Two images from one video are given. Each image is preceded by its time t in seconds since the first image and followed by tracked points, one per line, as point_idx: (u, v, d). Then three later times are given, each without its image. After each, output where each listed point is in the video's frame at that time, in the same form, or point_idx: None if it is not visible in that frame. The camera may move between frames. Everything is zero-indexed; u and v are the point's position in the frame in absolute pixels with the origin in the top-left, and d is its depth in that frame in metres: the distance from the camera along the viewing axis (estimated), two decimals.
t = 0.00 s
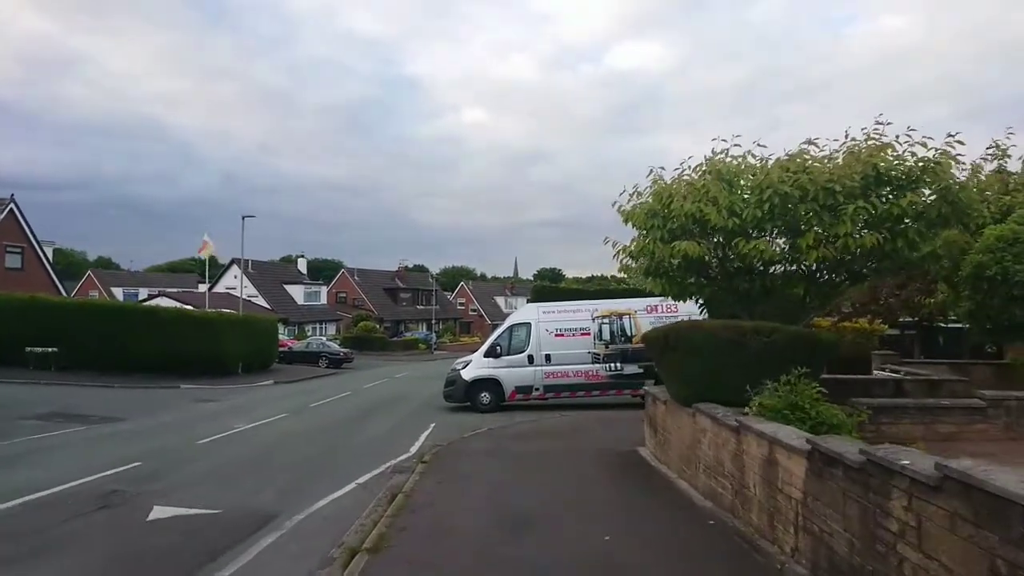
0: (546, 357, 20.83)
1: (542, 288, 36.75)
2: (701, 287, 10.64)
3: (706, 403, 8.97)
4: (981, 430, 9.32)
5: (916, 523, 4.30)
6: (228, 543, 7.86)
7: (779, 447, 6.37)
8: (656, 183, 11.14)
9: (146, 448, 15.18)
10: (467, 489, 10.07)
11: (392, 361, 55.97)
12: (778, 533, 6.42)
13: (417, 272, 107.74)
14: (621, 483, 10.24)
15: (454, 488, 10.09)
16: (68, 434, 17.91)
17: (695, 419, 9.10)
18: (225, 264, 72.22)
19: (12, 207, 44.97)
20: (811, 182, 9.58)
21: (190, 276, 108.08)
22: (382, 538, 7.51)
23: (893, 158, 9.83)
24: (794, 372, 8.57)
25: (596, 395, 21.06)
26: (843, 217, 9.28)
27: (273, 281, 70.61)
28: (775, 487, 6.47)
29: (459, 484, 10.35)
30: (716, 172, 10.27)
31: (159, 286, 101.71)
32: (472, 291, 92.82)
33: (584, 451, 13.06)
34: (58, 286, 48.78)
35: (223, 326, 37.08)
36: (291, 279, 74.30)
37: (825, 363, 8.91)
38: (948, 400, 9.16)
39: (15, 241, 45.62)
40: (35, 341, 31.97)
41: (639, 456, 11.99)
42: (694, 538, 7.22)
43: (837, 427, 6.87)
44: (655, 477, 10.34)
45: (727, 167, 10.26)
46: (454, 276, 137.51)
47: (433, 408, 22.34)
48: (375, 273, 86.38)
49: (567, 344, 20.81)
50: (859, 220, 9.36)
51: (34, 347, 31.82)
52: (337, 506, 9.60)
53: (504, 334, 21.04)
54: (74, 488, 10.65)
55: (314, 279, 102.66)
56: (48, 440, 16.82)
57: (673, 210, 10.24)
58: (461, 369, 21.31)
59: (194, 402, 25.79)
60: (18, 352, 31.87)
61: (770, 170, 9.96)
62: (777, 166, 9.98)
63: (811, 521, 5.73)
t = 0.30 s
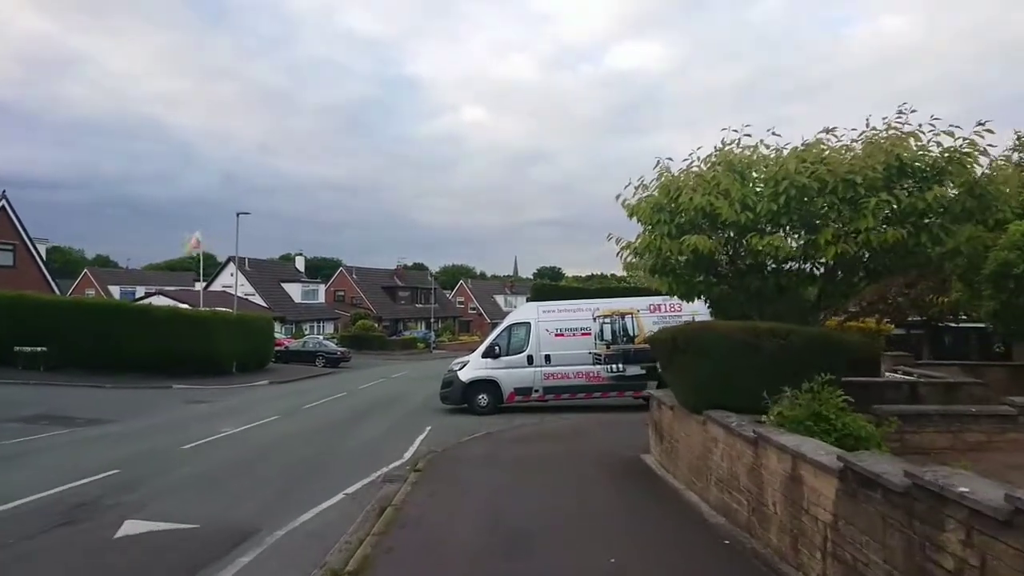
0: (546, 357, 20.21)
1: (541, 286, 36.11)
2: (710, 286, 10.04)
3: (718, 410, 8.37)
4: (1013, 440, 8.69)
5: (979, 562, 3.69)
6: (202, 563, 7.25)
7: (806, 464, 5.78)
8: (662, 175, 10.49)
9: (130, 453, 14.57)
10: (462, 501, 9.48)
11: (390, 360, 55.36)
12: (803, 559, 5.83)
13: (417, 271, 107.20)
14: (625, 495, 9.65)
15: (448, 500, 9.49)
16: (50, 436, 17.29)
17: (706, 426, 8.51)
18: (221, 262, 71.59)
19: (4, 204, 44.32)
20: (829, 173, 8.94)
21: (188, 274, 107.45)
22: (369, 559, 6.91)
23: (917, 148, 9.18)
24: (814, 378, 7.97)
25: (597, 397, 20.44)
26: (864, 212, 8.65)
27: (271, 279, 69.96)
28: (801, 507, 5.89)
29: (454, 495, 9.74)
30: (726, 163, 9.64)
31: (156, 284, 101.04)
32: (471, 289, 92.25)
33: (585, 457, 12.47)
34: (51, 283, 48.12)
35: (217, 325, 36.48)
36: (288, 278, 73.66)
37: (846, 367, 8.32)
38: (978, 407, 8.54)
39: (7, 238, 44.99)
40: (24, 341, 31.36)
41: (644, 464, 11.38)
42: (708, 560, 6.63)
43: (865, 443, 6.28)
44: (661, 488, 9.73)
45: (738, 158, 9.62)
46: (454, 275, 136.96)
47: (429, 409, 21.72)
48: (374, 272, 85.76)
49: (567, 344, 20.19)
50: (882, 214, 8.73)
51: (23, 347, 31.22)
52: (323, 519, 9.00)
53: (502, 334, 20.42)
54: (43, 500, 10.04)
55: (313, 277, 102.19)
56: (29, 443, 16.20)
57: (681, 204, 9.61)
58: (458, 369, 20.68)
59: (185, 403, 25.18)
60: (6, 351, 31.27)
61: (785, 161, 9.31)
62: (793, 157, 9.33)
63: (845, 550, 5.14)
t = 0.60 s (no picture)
0: (546, 358, 19.62)
1: (541, 287, 35.52)
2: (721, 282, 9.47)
3: (731, 414, 7.79)
4: None
5: None
6: None
7: (838, 474, 5.20)
8: (669, 165, 9.89)
9: (113, 458, 13.96)
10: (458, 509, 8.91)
11: (387, 361, 54.71)
12: None
13: (415, 272, 106.63)
14: (632, 504, 9.06)
15: (443, 509, 8.89)
16: (32, 440, 16.66)
17: (718, 431, 7.93)
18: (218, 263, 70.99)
19: None
20: (850, 161, 8.36)
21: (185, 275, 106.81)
22: None
23: (943, 134, 8.61)
24: (837, 381, 7.40)
25: (599, 399, 19.85)
26: (888, 201, 8.07)
27: (268, 280, 69.37)
28: (832, 523, 5.31)
29: (449, 504, 9.15)
30: (739, 151, 9.06)
31: (153, 285, 100.34)
32: (470, 290, 91.69)
33: (588, 462, 11.87)
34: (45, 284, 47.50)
35: (212, 325, 35.86)
36: (285, 279, 73.03)
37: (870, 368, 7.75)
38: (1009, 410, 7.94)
39: None
40: (13, 343, 30.61)
41: (650, 471, 10.78)
42: None
43: (900, 452, 5.71)
44: (669, 497, 9.14)
45: (751, 145, 9.04)
46: (453, 276, 136.38)
47: (425, 412, 21.11)
48: (372, 272, 85.20)
49: (567, 345, 19.60)
50: (907, 203, 8.15)
51: (11, 348, 30.48)
52: (309, 529, 8.40)
53: (501, 334, 19.85)
54: (12, 510, 9.41)
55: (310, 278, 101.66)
56: (9, 447, 15.58)
57: (691, 194, 9.03)
58: (455, 371, 20.08)
59: (176, 405, 24.56)
60: None
61: (802, 148, 8.72)
62: (810, 144, 8.75)
63: (886, 572, 4.56)
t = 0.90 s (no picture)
0: (544, 359, 19.06)
1: (539, 286, 34.95)
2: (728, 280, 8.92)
3: (740, 422, 7.27)
4: None
5: None
6: None
7: (868, 494, 4.68)
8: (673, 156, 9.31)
9: (92, 464, 13.38)
10: (449, 523, 8.35)
11: (384, 362, 54.16)
12: None
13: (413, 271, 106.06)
14: (634, 517, 8.51)
15: (434, 523, 8.34)
16: (11, 445, 16.07)
17: (727, 441, 7.38)
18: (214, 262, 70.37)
19: None
20: (869, 151, 7.81)
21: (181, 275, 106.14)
22: None
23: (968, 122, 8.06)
24: (855, 386, 6.88)
25: (598, 401, 19.31)
26: (911, 193, 7.53)
27: (264, 280, 68.77)
28: (861, 549, 4.79)
29: (441, 517, 8.59)
30: (749, 140, 8.50)
31: (148, 285, 99.66)
32: (468, 290, 91.14)
33: (586, 470, 11.33)
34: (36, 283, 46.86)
35: (204, 326, 35.23)
36: (282, 278, 72.43)
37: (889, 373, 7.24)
38: None
39: None
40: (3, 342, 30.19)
41: (653, 479, 10.24)
42: None
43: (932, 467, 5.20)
44: (674, 509, 8.60)
45: (762, 135, 8.47)
46: (451, 276, 135.78)
47: (419, 414, 20.55)
48: (369, 272, 84.61)
49: (566, 346, 19.05)
50: (931, 196, 7.61)
51: None
52: (289, 545, 7.84)
53: (497, 335, 19.29)
54: None
55: (307, 277, 101.08)
56: None
57: (697, 186, 8.47)
58: (451, 373, 19.49)
59: (165, 408, 23.98)
60: None
61: (817, 137, 8.16)
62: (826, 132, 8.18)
63: None
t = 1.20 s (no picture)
0: (542, 360, 18.42)
1: (537, 284, 34.33)
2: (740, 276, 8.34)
3: (756, 429, 6.67)
4: None
5: None
6: None
7: (912, 521, 4.05)
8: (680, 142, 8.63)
9: (64, 472, 12.71)
10: (438, 539, 7.74)
11: (381, 361, 53.52)
12: None
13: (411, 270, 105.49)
14: (638, 531, 7.90)
15: (421, 541, 7.70)
16: None
17: (741, 450, 6.76)
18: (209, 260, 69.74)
19: None
20: (895, 135, 7.14)
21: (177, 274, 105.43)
22: None
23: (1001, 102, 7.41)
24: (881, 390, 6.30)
25: (598, 403, 18.68)
26: (943, 181, 6.90)
27: (260, 279, 68.10)
28: None
29: (428, 534, 7.95)
30: (763, 124, 7.84)
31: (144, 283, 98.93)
32: (466, 289, 90.57)
33: (586, 477, 10.70)
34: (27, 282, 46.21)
35: (195, 325, 34.53)
36: (278, 277, 71.78)
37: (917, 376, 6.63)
38: None
39: None
40: None
41: (657, 488, 9.61)
42: None
43: (978, 486, 4.60)
44: (681, 523, 7.96)
45: (777, 119, 7.79)
46: (449, 274, 135.10)
47: (413, 416, 19.90)
48: (367, 271, 83.98)
49: (565, 346, 18.42)
50: (963, 184, 6.99)
51: None
52: (261, 565, 7.20)
53: (494, 334, 18.63)
54: None
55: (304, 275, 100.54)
56: None
57: (707, 174, 7.82)
58: (445, 373, 18.81)
59: (152, 409, 23.32)
60: None
61: (837, 119, 7.47)
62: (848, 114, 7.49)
63: None
